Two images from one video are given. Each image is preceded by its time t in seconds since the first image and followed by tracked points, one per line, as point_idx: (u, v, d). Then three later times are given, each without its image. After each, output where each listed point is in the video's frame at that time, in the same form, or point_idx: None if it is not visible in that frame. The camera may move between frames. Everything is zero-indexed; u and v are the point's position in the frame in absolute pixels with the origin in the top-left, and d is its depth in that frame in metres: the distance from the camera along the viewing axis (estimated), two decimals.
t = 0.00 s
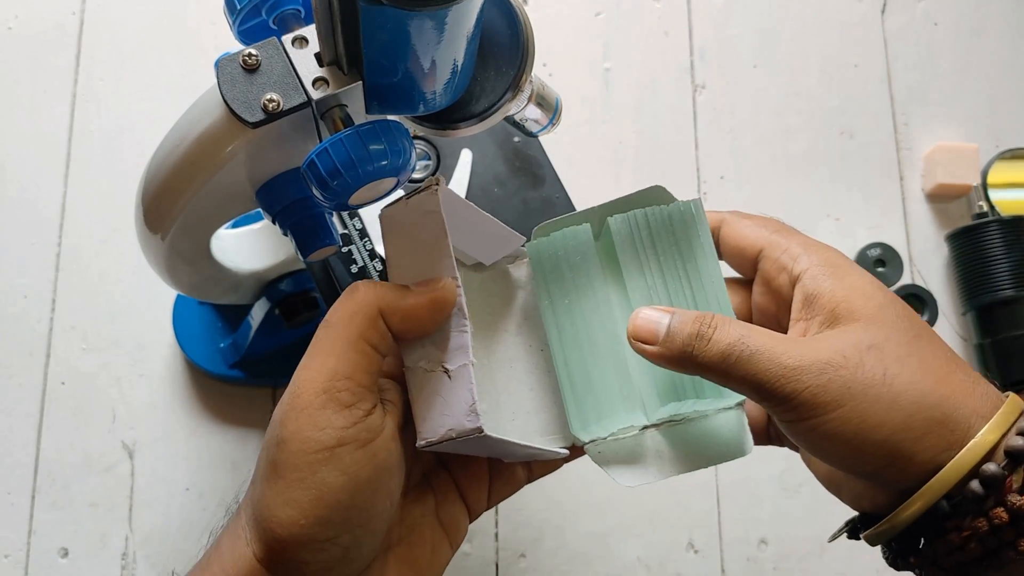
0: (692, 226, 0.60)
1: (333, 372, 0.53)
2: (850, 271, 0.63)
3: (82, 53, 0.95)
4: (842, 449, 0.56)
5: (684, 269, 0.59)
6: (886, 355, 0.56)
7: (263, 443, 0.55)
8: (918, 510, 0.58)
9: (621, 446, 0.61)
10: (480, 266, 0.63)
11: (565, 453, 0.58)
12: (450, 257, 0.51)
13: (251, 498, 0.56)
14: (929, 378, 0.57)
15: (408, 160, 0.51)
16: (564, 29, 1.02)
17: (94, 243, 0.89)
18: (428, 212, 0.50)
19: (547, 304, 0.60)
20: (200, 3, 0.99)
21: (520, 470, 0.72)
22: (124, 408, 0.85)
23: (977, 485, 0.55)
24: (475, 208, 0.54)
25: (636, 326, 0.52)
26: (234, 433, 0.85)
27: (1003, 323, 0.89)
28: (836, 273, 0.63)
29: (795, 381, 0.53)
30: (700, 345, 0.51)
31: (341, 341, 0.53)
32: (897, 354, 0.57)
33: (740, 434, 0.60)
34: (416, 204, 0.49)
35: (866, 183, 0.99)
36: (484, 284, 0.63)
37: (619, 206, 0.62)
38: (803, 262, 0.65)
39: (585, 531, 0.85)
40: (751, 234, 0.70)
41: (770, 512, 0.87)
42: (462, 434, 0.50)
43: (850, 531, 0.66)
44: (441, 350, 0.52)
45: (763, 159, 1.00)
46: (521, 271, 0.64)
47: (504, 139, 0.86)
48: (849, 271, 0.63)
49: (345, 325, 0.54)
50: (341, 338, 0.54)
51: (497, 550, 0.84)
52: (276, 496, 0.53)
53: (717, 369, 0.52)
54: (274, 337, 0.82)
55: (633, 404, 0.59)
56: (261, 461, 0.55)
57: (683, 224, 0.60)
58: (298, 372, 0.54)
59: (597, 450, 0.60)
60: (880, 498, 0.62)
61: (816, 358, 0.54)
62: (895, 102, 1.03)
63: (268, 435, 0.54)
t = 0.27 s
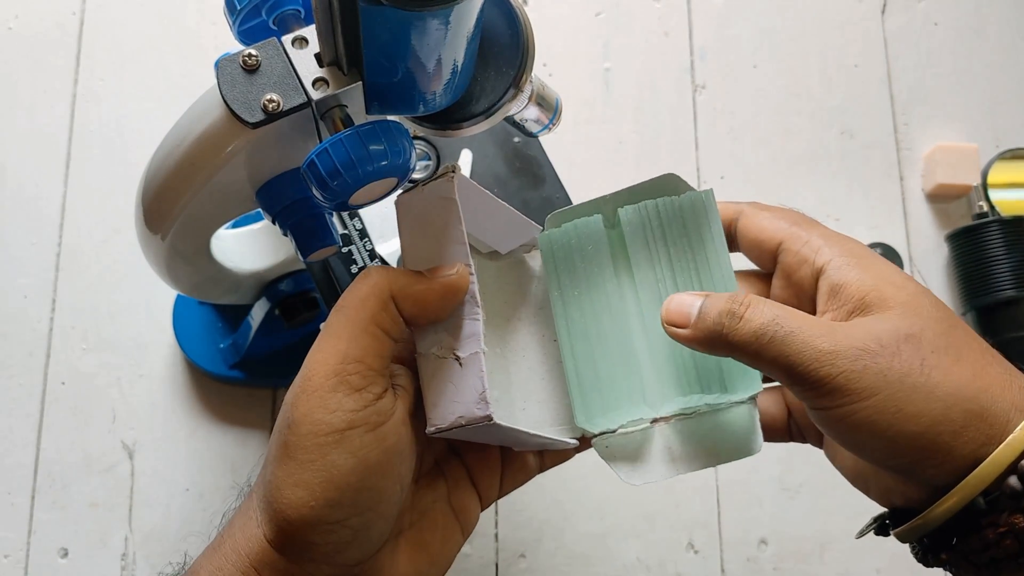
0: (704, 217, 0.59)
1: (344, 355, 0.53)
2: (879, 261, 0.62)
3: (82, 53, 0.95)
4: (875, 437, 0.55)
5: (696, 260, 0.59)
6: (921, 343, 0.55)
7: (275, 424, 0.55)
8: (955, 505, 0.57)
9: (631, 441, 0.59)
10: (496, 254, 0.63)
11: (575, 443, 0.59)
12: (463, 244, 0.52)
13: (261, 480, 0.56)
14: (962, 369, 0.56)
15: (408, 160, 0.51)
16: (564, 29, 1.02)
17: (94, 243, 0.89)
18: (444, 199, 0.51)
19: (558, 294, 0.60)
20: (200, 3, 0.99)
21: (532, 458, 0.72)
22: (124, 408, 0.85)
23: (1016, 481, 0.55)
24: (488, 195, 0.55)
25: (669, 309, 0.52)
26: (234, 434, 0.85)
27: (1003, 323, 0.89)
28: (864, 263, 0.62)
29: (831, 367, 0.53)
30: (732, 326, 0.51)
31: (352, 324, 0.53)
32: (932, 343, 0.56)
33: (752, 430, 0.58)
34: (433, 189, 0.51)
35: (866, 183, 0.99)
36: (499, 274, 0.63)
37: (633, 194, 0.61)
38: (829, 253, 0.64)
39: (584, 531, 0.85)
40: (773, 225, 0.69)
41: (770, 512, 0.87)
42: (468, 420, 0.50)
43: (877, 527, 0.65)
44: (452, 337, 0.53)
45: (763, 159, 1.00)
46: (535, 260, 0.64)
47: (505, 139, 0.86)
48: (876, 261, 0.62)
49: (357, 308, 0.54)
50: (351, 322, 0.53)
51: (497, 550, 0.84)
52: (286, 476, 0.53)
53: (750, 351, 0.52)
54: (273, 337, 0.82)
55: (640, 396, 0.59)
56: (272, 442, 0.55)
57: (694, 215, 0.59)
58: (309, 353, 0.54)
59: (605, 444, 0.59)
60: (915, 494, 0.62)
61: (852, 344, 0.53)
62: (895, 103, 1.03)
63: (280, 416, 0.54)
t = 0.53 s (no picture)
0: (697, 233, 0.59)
1: (344, 372, 0.53)
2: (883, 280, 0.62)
3: (82, 53, 0.95)
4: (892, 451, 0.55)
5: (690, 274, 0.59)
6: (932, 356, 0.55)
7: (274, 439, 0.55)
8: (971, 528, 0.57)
9: (630, 458, 0.57)
10: (496, 268, 0.64)
11: (573, 459, 0.58)
12: (464, 260, 0.52)
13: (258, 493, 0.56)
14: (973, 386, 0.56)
15: (408, 160, 0.51)
16: (564, 29, 1.02)
17: (94, 243, 0.89)
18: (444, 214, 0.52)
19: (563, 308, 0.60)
20: (201, 4, 0.99)
21: (532, 472, 0.72)
22: (124, 407, 0.85)
23: None
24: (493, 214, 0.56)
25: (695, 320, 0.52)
26: (234, 434, 0.85)
27: (1002, 323, 0.89)
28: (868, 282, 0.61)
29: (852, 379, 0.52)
30: (754, 327, 0.51)
31: (352, 341, 0.53)
32: (949, 358, 0.56)
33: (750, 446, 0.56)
34: (434, 204, 0.52)
35: (866, 183, 0.99)
36: (499, 287, 0.64)
37: (628, 209, 0.61)
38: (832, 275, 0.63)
39: (584, 532, 0.85)
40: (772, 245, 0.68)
41: (770, 512, 0.87)
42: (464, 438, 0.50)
43: (890, 547, 0.65)
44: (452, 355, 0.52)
45: (763, 159, 1.00)
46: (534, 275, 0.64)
47: (505, 139, 0.86)
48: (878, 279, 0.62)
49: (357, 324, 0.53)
50: (351, 339, 0.53)
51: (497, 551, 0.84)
52: (286, 492, 0.53)
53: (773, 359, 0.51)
54: (272, 338, 0.81)
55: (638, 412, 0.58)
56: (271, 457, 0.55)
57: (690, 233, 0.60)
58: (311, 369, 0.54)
59: (604, 463, 0.57)
60: (931, 515, 0.62)
61: (872, 354, 0.53)
62: (895, 102, 1.03)
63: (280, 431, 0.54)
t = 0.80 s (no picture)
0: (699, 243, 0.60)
1: (346, 379, 0.53)
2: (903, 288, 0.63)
3: (82, 53, 0.95)
4: (916, 453, 0.54)
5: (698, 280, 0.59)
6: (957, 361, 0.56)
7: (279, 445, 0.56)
8: (983, 541, 0.56)
9: (636, 471, 0.59)
10: (501, 274, 0.63)
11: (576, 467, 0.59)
12: (470, 268, 0.51)
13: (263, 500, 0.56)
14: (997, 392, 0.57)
15: (408, 161, 0.51)
16: (564, 29, 1.02)
17: (94, 243, 0.89)
18: (448, 222, 0.51)
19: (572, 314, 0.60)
20: (201, 4, 0.99)
21: (535, 478, 0.72)
22: (124, 407, 0.85)
23: None
24: (496, 217, 0.56)
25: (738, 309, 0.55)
26: (234, 434, 0.85)
27: (1002, 323, 0.89)
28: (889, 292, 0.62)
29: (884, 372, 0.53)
30: (795, 302, 0.53)
31: (354, 349, 0.54)
32: (974, 363, 0.57)
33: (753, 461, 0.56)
34: (438, 213, 0.51)
35: (866, 184, 0.99)
36: (505, 294, 0.63)
37: (635, 217, 0.60)
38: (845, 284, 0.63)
39: (584, 531, 0.85)
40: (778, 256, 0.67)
41: (770, 512, 0.87)
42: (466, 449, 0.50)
43: (900, 558, 0.64)
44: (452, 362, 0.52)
45: (763, 159, 1.00)
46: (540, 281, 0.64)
47: (505, 139, 0.86)
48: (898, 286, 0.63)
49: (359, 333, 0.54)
50: (353, 347, 0.54)
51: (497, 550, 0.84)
52: (290, 499, 0.53)
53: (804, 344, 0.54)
54: (272, 338, 0.81)
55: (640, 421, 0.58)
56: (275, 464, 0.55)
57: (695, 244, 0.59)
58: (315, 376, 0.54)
59: (608, 474, 0.59)
60: (942, 527, 0.61)
61: (906, 346, 0.54)
62: (895, 102, 1.03)
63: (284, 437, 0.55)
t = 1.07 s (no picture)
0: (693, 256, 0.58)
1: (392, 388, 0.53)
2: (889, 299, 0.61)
3: (82, 53, 0.95)
4: (882, 481, 0.54)
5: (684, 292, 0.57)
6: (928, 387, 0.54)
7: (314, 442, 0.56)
8: (966, 557, 0.56)
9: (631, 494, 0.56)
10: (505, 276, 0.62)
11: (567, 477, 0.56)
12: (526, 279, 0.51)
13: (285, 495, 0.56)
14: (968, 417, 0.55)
15: (408, 160, 0.51)
16: (565, 29, 1.02)
17: (94, 243, 0.89)
18: (507, 232, 0.51)
19: (569, 325, 0.58)
20: (201, 4, 0.99)
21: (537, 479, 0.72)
22: (124, 407, 0.85)
23: None
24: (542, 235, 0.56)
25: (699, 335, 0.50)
26: (234, 434, 0.85)
27: (1002, 323, 0.89)
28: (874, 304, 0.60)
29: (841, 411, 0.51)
30: (744, 351, 0.49)
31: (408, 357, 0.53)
32: (940, 390, 0.55)
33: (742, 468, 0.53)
34: (496, 222, 0.51)
35: (866, 184, 0.99)
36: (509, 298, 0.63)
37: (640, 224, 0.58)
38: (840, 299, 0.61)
39: (584, 531, 0.85)
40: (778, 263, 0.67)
41: (770, 512, 0.87)
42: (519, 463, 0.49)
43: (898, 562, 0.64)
44: (512, 377, 0.50)
45: (763, 160, 0.99)
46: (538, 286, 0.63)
47: (505, 139, 0.86)
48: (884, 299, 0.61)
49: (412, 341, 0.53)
50: (405, 355, 0.53)
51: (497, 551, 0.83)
52: (316, 499, 0.53)
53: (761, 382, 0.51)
54: (272, 338, 0.81)
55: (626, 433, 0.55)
56: (305, 461, 0.55)
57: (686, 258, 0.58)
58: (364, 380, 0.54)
59: (602, 496, 0.57)
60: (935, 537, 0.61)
61: (861, 385, 0.52)
62: (896, 103, 1.03)
63: (321, 435, 0.55)
